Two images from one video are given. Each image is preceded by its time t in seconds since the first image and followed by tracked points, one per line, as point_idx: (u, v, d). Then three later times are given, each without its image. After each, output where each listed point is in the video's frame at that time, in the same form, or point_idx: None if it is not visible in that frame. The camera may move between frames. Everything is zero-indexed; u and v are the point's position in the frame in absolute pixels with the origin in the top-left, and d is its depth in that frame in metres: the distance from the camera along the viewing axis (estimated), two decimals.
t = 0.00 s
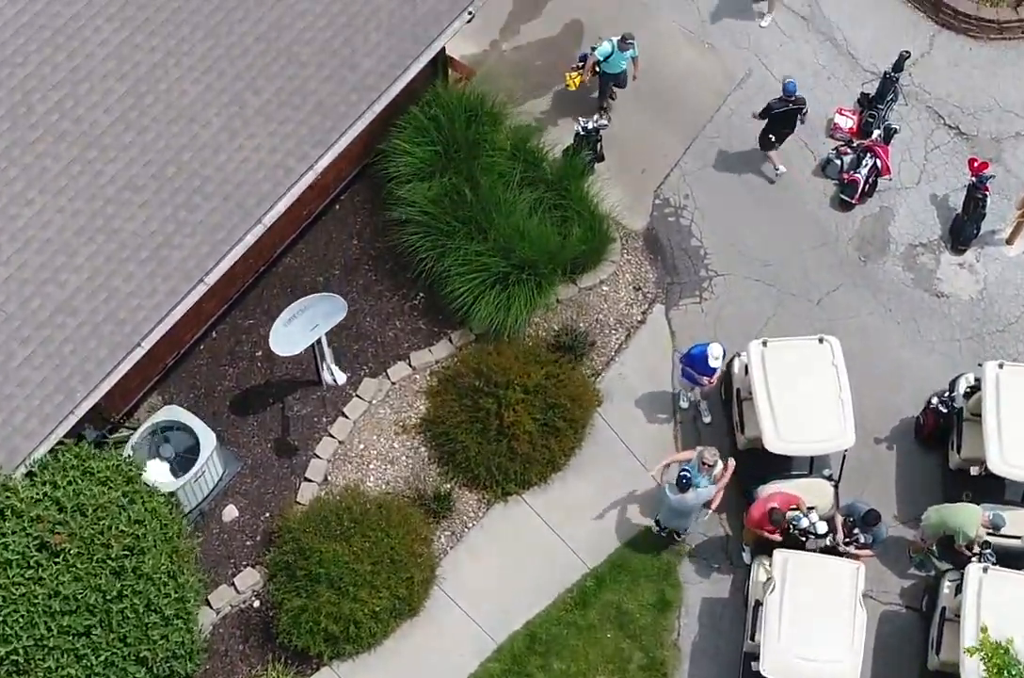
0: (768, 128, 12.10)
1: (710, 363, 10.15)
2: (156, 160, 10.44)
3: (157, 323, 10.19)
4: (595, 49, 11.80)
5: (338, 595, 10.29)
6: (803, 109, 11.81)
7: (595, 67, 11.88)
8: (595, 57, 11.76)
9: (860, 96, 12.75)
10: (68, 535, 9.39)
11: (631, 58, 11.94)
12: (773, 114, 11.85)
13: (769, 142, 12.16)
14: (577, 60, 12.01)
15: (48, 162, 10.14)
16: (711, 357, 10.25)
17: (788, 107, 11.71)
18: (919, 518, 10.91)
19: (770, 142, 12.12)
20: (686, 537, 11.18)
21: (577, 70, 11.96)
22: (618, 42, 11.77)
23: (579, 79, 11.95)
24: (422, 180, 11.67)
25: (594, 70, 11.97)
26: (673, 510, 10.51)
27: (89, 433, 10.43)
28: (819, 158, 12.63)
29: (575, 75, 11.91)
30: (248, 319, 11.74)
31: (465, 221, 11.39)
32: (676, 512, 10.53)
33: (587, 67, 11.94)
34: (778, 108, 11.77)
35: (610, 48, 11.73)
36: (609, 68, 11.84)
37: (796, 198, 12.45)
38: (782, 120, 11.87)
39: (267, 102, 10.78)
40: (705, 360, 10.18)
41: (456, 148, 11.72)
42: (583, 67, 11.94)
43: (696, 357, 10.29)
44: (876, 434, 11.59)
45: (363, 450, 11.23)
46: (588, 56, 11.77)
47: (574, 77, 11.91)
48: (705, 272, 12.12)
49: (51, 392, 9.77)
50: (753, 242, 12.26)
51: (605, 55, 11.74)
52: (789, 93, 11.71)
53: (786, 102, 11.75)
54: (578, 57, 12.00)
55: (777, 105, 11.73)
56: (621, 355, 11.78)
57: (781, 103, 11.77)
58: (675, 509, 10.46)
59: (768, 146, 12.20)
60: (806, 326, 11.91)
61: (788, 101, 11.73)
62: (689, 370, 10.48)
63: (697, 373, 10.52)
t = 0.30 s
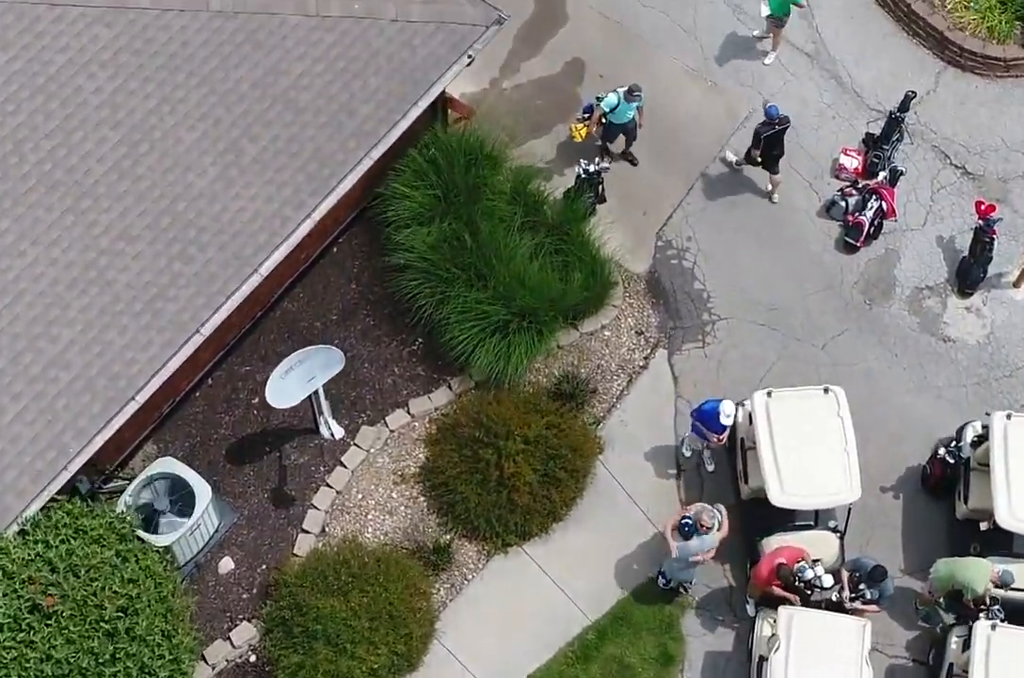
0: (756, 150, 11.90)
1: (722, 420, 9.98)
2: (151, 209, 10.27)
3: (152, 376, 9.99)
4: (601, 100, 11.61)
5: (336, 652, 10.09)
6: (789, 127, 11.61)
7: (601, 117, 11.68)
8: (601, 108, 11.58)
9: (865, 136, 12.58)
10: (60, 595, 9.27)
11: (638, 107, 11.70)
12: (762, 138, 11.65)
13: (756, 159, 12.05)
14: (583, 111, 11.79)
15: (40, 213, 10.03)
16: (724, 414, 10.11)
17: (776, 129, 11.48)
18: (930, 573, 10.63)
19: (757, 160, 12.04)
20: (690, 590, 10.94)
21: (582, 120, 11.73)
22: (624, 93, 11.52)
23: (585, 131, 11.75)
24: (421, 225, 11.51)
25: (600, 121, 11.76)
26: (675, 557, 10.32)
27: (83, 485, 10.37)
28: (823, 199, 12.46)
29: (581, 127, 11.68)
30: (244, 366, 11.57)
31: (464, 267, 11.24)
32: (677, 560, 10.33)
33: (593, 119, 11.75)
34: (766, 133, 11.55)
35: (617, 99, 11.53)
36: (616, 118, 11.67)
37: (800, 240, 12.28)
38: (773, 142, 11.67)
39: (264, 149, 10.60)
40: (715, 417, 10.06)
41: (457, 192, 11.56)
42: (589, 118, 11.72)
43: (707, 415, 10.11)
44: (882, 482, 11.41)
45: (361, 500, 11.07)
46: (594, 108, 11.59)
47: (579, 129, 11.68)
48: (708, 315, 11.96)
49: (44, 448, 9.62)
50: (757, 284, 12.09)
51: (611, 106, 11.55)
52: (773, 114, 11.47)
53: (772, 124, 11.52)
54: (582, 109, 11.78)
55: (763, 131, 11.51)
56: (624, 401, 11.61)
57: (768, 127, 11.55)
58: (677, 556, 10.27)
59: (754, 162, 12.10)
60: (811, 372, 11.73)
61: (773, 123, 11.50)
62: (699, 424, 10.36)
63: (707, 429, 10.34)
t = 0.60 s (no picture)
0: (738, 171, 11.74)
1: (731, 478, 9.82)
2: (144, 259, 10.08)
3: (145, 430, 9.84)
4: (615, 151, 11.31)
5: None
6: (767, 145, 11.42)
7: (615, 168, 11.40)
8: (615, 161, 11.28)
9: (869, 176, 12.44)
10: (51, 659, 9.12)
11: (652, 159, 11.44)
12: (742, 161, 11.49)
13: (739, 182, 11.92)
14: (597, 162, 11.55)
15: (31, 263, 9.81)
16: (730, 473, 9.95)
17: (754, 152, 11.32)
18: (936, 627, 10.37)
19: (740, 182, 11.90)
20: (692, 643, 10.74)
21: (598, 172, 11.56)
22: (640, 146, 11.24)
23: (599, 183, 11.57)
24: (419, 271, 11.35)
25: (614, 172, 11.50)
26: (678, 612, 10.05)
27: (76, 541, 10.25)
28: (827, 241, 12.30)
29: (596, 181, 11.51)
30: (239, 413, 11.40)
31: (463, 316, 11.08)
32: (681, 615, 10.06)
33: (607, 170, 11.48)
34: (745, 156, 11.38)
35: (631, 151, 11.23)
36: (629, 170, 11.39)
37: (803, 283, 12.12)
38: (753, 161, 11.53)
39: (259, 197, 10.44)
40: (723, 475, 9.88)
41: (455, 238, 11.40)
42: (604, 170, 11.49)
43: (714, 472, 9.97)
44: (887, 532, 11.22)
45: (358, 551, 10.90)
46: (608, 160, 11.29)
47: (594, 182, 11.53)
48: (710, 360, 11.79)
49: (35, 506, 9.45)
50: (760, 328, 11.92)
51: (625, 158, 11.25)
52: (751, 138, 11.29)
53: (750, 146, 11.35)
54: (596, 159, 11.52)
55: (741, 155, 11.36)
56: (624, 449, 11.44)
57: (746, 148, 11.40)
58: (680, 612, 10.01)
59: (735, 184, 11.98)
60: (815, 419, 11.55)
61: (750, 145, 11.34)
62: (705, 480, 10.25)
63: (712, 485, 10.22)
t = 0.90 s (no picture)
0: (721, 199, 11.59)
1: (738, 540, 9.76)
2: (137, 313, 9.90)
3: (138, 489, 9.66)
4: (631, 205, 11.27)
5: None
6: (749, 170, 11.31)
7: (632, 223, 11.38)
8: (632, 216, 11.27)
9: (874, 219, 12.27)
10: None
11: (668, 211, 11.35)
12: (724, 186, 11.35)
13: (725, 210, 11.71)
14: (614, 219, 11.52)
15: (23, 318, 9.62)
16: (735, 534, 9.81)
17: (735, 175, 11.19)
18: None
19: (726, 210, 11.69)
20: None
21: (616, 231, 11.58)
22: (655, 199, 11.15)
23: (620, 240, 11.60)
24: (417, 320, 11.18)
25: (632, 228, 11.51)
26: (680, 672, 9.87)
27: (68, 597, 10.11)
28: (831, 285, 12.13)
29: (616, 240, 11.56)
30: (234, 464, 11.24)
31: (462, 366, 10.91)
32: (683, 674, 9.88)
33: (624, 226, 11.47)
34: (727, 180, 11.25)
35: (647, 205, 11.18)
36: (646, 223, 11.31)
37: (806, 328, 11.96)
38: (736, 187, 11.38)
39: (254, 249, 10.27)
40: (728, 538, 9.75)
41: (454, 286, 11.23)
42: (622, 228, 11.50)
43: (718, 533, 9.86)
44: (892, 585, 11.04)
45: (355, 606, 10.74)
46: (625, 216, 11.30)
47: (614, 241, 11.57)
48: (713, 408, 11.62)
49: (26, 567, 9.29)
50: (762, 375, 11.75)
51: (641, 211, 11.21)
52: (732, 161, 11.18)
53: (731, 170, 11.24)
54: (613, 217, 11.52)
55: (722, 178, 11.24)
56: (626, 499, 11.26)
57: (727, 172, 11.28)
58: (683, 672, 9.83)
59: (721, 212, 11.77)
60: (819, 469, 11.38)
61: (732, 169, 11.23)
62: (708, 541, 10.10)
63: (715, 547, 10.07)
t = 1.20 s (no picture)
0: (698, 223, 11.50)
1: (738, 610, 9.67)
2: (127, 371, 9.72)
3: (127, 551, 9.45)
4: (640, 266, 10.96)
5: None
6: (727, 192, 11.25)
7: (641, 284, 11.11)
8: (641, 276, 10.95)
9: (875, 265, 12.11)
10: None
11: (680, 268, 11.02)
12: (704, 210, 11.25)
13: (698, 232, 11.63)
14: (623, 280, 11.26)
15: (11, 378, 9.45)
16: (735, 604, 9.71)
17: (714, 198, 11.11)
18: None
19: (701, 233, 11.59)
20: None
21: (625, 290, 11.34)
22: (664, 260, 10.83)
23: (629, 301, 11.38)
24: (413, 371, 11.02)
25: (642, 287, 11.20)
26: None
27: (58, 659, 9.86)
28: (832, 332, 11.96)
29: (625, 301, 11.35)
30: (227, 518, 11.06)
31: (458, 419, 10.76)
32: None
33: (634, 286, 11.22)
34: (707, 204, 11.16)
35: (656, 266, 10.86)
36: (656, 283, 11.01)
37: (807, 376, 11.79)
38: (716, 210, 11.29)
39: (246, 304, 10.10)
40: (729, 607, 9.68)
41: (451, 337, 11.04)
42: (630, 288, 11.24)
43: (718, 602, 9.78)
44: (895, 640, 10.82)
45: (349, 664, 10.55)
46: (634, 277, 11.00)
47: (623, 301, 11.36)
48: (713, 458, 11.45)
49: (12, 633, 9.08)
50: (763, 425, 11.58)
51: (650, 273, 10.90)
52: (710, 185, 11.11)
53: (710, 194, 11.16)
54: (622, 276, 11.24)
55: (703, 203, 11.15)
56: (625, 553, 11.07)
57: (706, 196, 11.19)
58: None
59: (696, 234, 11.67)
60: (820, 521, 11.21)
61: (711, 192, 11.16)
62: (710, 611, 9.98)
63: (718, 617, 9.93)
